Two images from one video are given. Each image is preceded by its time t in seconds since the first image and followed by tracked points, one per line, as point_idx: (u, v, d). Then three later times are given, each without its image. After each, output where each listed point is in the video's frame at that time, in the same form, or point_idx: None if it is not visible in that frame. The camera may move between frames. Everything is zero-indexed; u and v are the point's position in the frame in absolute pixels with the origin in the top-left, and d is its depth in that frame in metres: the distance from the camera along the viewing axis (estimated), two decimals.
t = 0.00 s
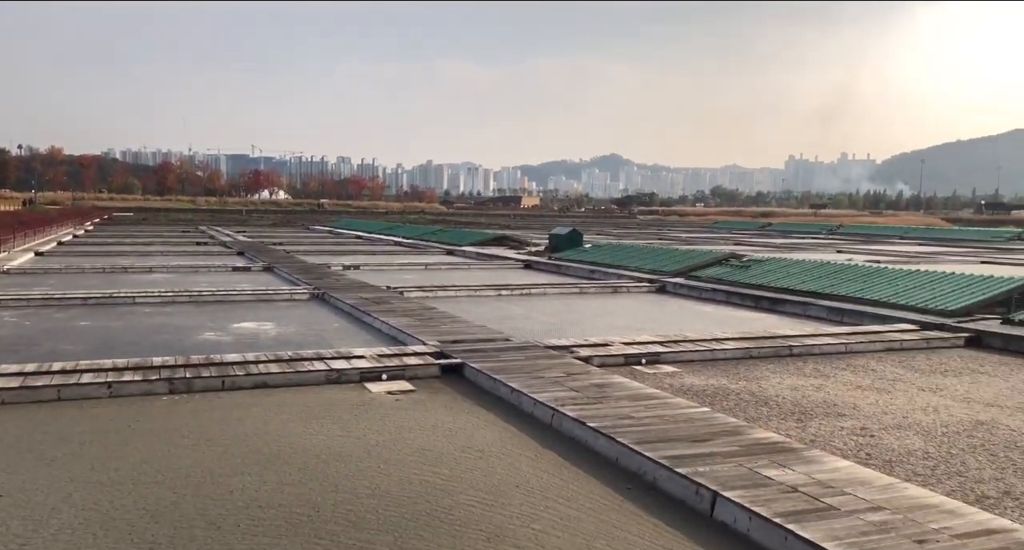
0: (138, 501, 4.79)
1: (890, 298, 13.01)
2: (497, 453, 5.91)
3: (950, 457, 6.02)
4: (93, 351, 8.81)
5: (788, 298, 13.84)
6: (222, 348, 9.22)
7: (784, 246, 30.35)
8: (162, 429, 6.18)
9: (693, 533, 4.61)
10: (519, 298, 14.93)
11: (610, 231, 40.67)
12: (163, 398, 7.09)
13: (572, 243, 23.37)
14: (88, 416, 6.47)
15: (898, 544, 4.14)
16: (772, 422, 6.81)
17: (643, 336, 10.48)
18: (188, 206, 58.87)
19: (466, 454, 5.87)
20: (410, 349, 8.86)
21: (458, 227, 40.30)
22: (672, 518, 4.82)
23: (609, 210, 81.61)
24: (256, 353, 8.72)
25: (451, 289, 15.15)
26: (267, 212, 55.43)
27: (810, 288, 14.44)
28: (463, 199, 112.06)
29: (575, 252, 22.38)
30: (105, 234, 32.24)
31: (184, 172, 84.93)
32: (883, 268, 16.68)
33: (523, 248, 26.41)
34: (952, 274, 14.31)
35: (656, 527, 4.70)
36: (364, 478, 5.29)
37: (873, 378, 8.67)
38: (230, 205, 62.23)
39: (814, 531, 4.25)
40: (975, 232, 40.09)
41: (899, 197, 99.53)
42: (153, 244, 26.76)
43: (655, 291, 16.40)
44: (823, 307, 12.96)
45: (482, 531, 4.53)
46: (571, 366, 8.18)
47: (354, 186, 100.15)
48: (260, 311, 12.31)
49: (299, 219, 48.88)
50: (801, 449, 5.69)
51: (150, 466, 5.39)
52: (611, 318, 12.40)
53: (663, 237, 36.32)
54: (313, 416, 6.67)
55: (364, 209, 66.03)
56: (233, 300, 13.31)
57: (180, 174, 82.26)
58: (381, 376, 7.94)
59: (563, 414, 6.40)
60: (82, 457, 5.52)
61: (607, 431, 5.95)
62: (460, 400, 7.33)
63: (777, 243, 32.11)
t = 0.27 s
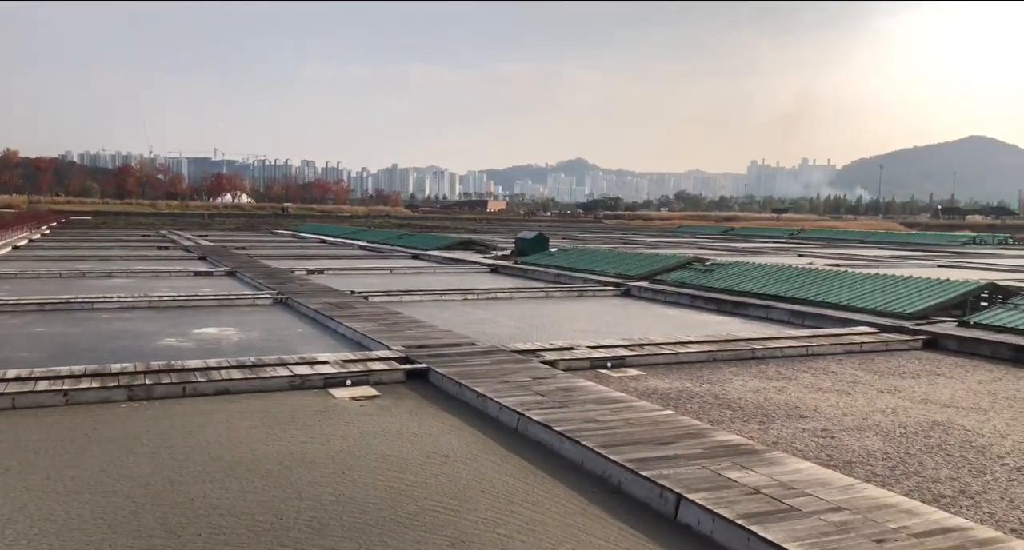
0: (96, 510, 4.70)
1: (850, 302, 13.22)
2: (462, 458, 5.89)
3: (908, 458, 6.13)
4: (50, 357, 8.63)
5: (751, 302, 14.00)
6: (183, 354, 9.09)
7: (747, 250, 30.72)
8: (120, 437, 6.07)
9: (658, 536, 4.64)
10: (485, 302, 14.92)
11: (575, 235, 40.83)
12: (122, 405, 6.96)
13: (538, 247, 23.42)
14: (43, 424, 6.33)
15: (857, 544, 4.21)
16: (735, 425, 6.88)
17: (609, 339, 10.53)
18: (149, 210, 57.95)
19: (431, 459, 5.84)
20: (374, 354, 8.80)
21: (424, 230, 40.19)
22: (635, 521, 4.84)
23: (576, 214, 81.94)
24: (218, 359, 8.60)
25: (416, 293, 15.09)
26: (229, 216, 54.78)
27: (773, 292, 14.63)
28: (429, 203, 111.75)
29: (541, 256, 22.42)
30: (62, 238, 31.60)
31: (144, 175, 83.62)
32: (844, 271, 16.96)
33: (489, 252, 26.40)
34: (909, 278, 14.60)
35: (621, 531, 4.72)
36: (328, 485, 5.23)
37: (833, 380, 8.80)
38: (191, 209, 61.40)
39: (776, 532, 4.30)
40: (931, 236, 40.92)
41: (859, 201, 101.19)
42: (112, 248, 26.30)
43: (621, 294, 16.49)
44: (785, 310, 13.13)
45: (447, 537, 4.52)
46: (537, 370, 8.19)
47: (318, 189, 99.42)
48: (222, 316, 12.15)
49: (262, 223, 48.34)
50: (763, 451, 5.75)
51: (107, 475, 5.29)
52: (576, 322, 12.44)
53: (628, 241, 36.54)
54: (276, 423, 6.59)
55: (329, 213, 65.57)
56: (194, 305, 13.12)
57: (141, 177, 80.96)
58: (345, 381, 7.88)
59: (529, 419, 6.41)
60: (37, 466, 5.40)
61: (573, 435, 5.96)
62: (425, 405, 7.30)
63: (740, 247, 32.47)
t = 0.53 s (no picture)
0: (57, 519, 4.61)
1: (815, 303, 13.40)
2: (431, 462, 5.87)
3: (872, 457, 6.23)
4: (9, 364, 8.45)
5: (719, 304, 14.13)
6: (148, 359, 8.95)
7: (715, 253, 31.01)
8: (82, 444, 5.96)
9: (627, 538, 4.66)
10: (454, 305, 14.89)
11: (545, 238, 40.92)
12: (84, 412, 6.84)
13: (508, 250, 23.44)
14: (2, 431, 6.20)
15: (823, 542, 4.27)
16: (703, 426, 6.94)
17: (578, 342, 10.56)
18: (112, 213, 57.03)
19: (399, 464, 5.82)
20: (343, 359, 8.74)
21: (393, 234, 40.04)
22: (604, 523, 4.87)
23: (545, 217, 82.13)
24: (183, 364, 8.48)
25: (385, 297, 15.02)
26: (195, 220, 54.11)
27: (740, 294, 14.77)
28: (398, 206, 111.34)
29: (510, 259, 22.43)
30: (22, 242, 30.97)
31: (107, 178, 82.30)
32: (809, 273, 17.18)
33: (458, 255, 26.36)
34: (872, 279, 14.84)
35: (590, 533, 4.73)
36: (296, 491, 5.18)
37: (799, 380, 8.91)
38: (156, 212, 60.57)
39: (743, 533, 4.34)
40: (894, 239, 41.63)
41: (824, 205, 102.50)
42: (74, 252, 25.84)
43: (590, 297, 16.55)
44: (752, 312, 13.26)
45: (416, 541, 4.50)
46: (506, 373, 8.19)
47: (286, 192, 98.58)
48: (187, 320, 11.99)
49: (228, 226, 47.79)
50: (731, 452, 5.81)
51: (69, 483, 5.19)
52: (546, 325, 12.46)
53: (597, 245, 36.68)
54: (243, 428, 6.52)
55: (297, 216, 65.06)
56: (159, 310, 12.93)
57: (104, 180, 79.66)
58: (313, 386, 7.81)
59: (498, 422, 6.40)
60: None
61: (542, 438, 5.97)
62: (394, 409, 7.26)
63: (707, 250, 32.76)
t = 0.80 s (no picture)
0: (19, 526, 4.52)
1: (783, 303, 13.56)
2: (402, 464, 5.86)
3: (838, 454, 6.31)
4: None
5: (688, 304, 14.24)
6: (113, 363, 8.82)
7: (684, 253, 31.25)
8: (46, 449, 5.86)
9: (598, 537, 4.68)
10: (426, 307, 14.85)
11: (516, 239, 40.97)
12: (47, 417, 6.73)
13: (479, 251, 23.43)
14: None
15: (790, 539, 4.32)
16: (673, 425, 6.99)
17: (549, 342, 10.59)
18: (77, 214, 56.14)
19: (370, 466, 5.79)
20: (312, 361, 8.68)
21: (363, 235, 39.84)
22: (575, 523, 4.88)
23: (517, 218, 82.38)
24: (149, 367, 8.37)
25: (356, 298, 14.94)
26: (162, 221, 53.41)
27: (709, 294, 14.90)
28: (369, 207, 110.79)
29: (482, 260, 22.43)
30: None
31: (71, 179, 80.97)
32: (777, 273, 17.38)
33: (429, 256, 26.30)
34: (839, 279, 15.05)
35: (563, 533, 4.74)
36: (264, 495, 5.13)
37: (767, 379, 9.01)
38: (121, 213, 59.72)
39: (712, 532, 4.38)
40: (860, 240, 42.25)
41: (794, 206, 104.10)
42: (37, 254, 25.38)
43: (561, 298, 16.60)
44: (721, 311, 13.38)
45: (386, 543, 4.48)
46: (477, 374, 8.19)
47: (255, 193, 97.68)
48: (154, 323, 11.83)
49: (196, 228, 47.23)
50: (700, 450, 5.86)
51: (31, 490, 5.10)
52: (517, 326, 12.47)
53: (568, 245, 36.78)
54: (211, 432, 6.45)
55: (267, 217, 64.54)
56: (125, 313, 12.75)
57: (68, 180, 78.37)
58: (283, 389, 7.75)
59: (469, 423, 6.40)
60: None
61: (513, 439, 5.98)
62: (365, 411, 7.22)
63: (677, 251, 33.00)
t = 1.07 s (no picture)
0: None
1: (753, 300, 13.69)
2: (373, 465, 5.83)
3: (807, 449, 6.39)
4: None
5: (659, 302, 14.33)
6: (79, 365, 8.68)
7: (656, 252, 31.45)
8: (9, 454, 5.75)
9: (569, 535, 4.69)
10: (397, 306, 14.78)
11: (488, 238, 40.98)
12: (10, 420, 6.61)
13: (451, 250, 23.38)
14: None
15: (759, 534, 4.36)
16: (644, 422, 7.03)
17: (521, 341, 10.60)
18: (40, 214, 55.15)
19: (341, 467, 5.75)
20: (282, 362, 8.60)
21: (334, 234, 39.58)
22: (547, 521, 4.89)
23: (488, 217, 82.33)
24: (116, 369, 8.25)
25: (326, 298, 14.84)
26: (128, 221, 52.61)
27: (680, 292, 15.01)
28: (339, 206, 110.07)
29: (453, 259, 22.39)
30: None
31: (34, 178, 79.48)
32: (747, 271, 17.56)
33: (401, 256, 26.19)
34: (807, 276, 15.24)
35: (534, 531, 4.75)
36: (234, 497, 5.08)
37: (737, 376, 9.09)
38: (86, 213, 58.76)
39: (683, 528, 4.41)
40: (827, 237, 42.79)
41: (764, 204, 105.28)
42: None
43: (533, 296, 16.62)
44: (691, 309, 13.48)
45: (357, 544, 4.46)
46: (449, 373, 8.17)
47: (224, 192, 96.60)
48: (121, 325, 11.66)
49: (163, 228, 46.59)
50: (670, 447, 5.90)
51: None
52: (489, 325, 12.45)
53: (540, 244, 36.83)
54: (179, 434, 6.37)
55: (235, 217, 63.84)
56: (91, 314, 12.55)
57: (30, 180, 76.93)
58: (252, 390, 7.68)
59: (441, 422, 6.38)
60: None
61: (484, 438, 5.97)
62: (336, 412, 7.17)
63: (647, 249, 33.20)
